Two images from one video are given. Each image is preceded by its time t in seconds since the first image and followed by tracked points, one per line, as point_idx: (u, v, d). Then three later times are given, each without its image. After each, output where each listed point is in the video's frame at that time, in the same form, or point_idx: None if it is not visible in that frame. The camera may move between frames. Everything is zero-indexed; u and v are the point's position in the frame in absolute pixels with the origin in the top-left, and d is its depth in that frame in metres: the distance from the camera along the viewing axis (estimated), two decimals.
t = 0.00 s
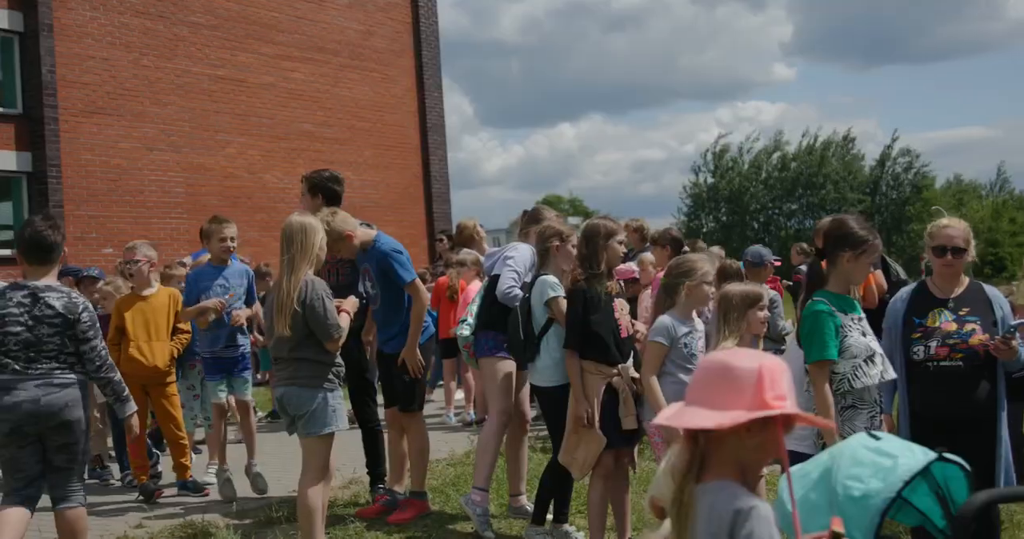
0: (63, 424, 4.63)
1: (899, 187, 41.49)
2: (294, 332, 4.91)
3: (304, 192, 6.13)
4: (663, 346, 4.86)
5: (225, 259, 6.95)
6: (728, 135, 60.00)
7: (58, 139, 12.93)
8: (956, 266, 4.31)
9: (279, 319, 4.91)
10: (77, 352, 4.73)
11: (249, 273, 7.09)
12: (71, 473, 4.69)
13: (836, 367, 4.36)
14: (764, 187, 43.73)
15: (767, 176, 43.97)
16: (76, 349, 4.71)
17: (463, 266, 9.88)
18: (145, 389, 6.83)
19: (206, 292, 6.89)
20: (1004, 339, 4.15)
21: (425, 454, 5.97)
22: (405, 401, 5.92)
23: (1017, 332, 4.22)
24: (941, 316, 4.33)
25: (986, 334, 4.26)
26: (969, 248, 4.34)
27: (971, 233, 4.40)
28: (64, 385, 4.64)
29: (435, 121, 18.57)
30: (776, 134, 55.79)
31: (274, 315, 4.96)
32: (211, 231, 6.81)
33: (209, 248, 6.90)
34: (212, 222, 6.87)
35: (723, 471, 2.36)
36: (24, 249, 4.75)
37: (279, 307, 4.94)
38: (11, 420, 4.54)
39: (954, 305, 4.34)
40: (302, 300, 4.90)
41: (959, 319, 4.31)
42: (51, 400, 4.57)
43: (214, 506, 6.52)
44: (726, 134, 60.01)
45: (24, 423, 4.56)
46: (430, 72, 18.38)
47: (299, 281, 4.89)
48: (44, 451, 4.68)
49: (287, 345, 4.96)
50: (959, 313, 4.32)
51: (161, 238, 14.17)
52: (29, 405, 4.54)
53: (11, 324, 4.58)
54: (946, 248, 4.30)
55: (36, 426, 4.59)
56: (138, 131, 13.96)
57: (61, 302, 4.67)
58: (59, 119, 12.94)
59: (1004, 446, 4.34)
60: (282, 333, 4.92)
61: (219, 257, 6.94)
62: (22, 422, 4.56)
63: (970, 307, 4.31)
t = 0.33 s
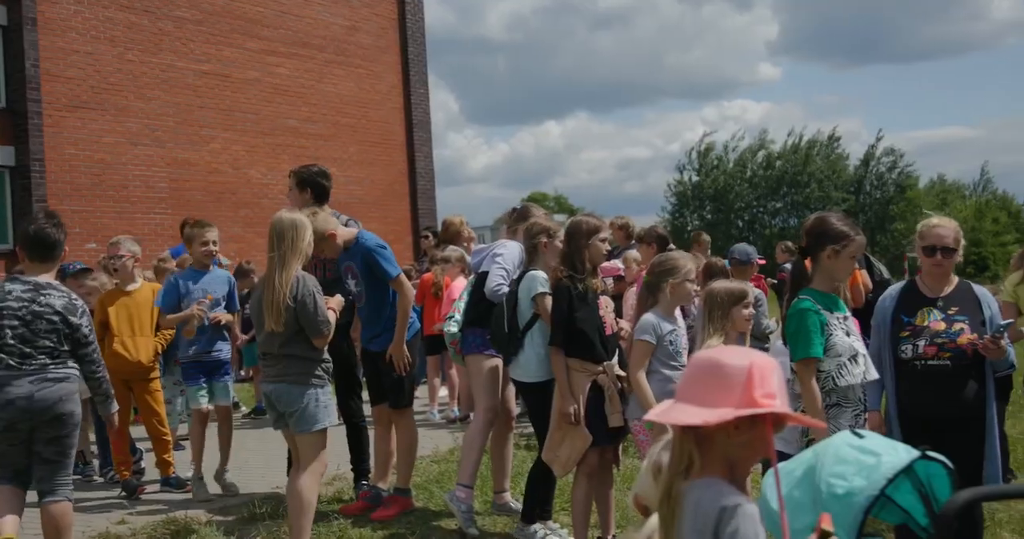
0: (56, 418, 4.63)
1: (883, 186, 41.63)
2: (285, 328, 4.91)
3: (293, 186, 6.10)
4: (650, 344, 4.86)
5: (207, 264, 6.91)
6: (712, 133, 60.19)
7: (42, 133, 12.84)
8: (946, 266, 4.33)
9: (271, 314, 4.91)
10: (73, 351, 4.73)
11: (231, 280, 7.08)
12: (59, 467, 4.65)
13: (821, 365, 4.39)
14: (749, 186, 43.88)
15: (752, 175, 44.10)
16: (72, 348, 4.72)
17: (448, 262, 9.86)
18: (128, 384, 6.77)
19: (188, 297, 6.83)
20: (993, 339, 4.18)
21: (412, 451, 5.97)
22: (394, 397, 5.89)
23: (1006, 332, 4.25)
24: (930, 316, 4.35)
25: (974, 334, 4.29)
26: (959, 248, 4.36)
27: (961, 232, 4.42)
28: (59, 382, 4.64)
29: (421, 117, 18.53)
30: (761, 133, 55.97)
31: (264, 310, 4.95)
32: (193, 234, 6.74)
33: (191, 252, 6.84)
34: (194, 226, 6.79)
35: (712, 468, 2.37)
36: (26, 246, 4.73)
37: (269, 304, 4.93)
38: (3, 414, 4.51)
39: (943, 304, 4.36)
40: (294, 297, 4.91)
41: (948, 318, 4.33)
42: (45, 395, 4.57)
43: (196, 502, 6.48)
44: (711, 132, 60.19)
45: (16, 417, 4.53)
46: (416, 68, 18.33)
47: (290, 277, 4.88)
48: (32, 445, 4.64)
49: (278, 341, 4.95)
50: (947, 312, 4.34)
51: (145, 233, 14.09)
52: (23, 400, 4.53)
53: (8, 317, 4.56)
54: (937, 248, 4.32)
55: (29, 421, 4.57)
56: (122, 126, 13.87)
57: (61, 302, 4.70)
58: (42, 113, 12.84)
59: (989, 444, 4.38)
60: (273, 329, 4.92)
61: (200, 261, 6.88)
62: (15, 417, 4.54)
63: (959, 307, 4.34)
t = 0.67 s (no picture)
0: (32, 414, 4.58)
1: (854, 182, 41.97)
2: (262, 324, 4.87)
3: (266, 181, 6.05)
4: (623, 339, 4.87)
5: (174, 270, 6.86)
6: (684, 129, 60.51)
7: (11, 129, 12.64)
8: (922, 262, 4.37)
9: (246, 310, 4.86)
10: (49, 346, 4.71)
11: (199, 284, 7.04)
12: (32, 463, 4.60)
13: (795, 359, 4.41)
14: (721, 181, 44.15)
15: (724, 170, 44.30)
16: (49, 343, 4.70)
17: (420, 258, 9.81)
18: (98, 382, 6.70)
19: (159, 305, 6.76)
20: (968, 334, 4.22)
21: (385, 448, 5.94)
22: (369, 393, 5.84)
23: (979, 327, 4.30)
24: (905, 310, 4.39)
25: (949, 328, 4.33)
26: (935, 243, 4.39)
27: (937, 227, 4.45)
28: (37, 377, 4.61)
29: (393, 112, 18.47)
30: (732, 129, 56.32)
31: (240, 306, 4.91)
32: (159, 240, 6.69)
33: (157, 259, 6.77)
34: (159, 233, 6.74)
35: (689, 462, 2.38)
36: (4, 241, 4.68)
37: (245, 300, 4.88)
38: None
39: (919, 298, 4.40)
40: (272, 293, 4.87)
41: (923, 313, 4.37)
42: (22, 390, 4.53)
43: (167, 501, 6.41)
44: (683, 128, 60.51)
45: None
46: (389, 64, 18.26)
47: (267, 273, 4.85)
48: (4, 441, 4.60)
49: (255, 336, 4.91)
50: (922, 307, 4.38)
51: (116, 229, 13.92)
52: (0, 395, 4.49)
53: None
54: (913, 244, 4.35)
55: (5, 417, 4.53)
56: (92, 121, 13.71)
57: (41, 297, 4.66)
58: (11, 109, 12.64)
59: (961, 439, 4.43)
60: (250, 324, 4.87)
61: (166, 266, 6.83)
62: None
63: (934, 302, 4.38)
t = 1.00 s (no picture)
0: (11, 411, 4.52)
1: (829, 178, 41.87)
2: (242, 319, 4.83)
3: (243, 177, 5.98)
4: (598, 335, 4.86)
5: (142, 252, 6.84)
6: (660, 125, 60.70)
7: None
8: (900, 258, 4.39)
9: (225, 305, 4.82)
10: (27, 343, 4.66)
11: (169, 265, 6.97)
12: (9, 461, 4.54)
13: (772, 354, 4.42)
14: (696, 177, 44.33)
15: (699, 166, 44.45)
16: (28, 340, 4.65)
17: (396, 254, 9.78)
18: (72, 379, 6.62)
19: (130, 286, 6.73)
20: (946, 330, 4.25)
21: (360, 445, 5.90)
22: (343, 389, 5.83)
23: (956, 324, 4.34)
24: (883, 306, 4.41)
25: (926, 325, 4.37)
26: (913, 239, 4.42)
27: (914, 224, 4.48)
28: (15, 375, 4.56)
29: (369, 108, 18.38)
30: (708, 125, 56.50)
31: (218, 302, 4.85)
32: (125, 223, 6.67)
33: (124, 241, 6.75)
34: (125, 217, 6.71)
35: (671, 457, 2.37)
36: None
37: (223, 295, 4.84)
38: None
39: (896, 294, 4.43)
40: (252, 287, 4.84)
41: (900, 309, 4.40)
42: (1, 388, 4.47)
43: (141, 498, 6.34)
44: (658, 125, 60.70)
45: None
46: (363, 60, 18.16)
47: (246, 268, 4.81)
48: None
49: (235, 331, 4.86)
50: (900, 303, 4.41)
51: (90, 225, 13.78)
52: None
53: None
54: (891, 241, 4.38)
55: None
56: (64, 116, 13.55)
57: (19, 294, 4.60)
58: None
59: (936, 434, 4.48)
60: (229, 319, 4.82)
61: (135, 250, 6.80)
62: None
63: (911, 298, 4.41)
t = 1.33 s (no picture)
0: None
1: (804, 166, 42.30)
2: (225, 310, 4.80)
3: (219, 169, 5.93)
4: (575, 321, 4.84)
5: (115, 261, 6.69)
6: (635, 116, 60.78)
7: None
8: (878, 246, 4.43)
9: (208, 295, 4.78)
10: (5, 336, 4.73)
11: (143, 274, 6.85)
12: None
13: (749, 342, 4.43)
14: (672, 166, 44.47)
15: (675, 155, 44.57)
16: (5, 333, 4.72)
17: (372, 245, 9.74)
18: (46, 372, 6.55)
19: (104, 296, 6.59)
20: (923, 317, 4.28)
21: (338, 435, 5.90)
22: (322, 379, 5.81)
23: (933, 311, 4.38)
24: (862, 293, 4.44)
25: (904, 312, 4.41)
26: (891, 227, 4.45)
27: (894, 212, 4.50)
28: None
29: (344, 99, 18.27)
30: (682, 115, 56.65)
31: (200, 292, 4.81)
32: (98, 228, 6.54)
33: (97, 247, 6.62)
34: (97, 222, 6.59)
35: (659, 444, 2.38)
36: None
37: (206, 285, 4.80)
38: None
39: (875, 281, 4.46)
40: (234, 277, 4.80)
41: (879, 296, 4.43)
42: None
43: (118, 492, 6.28)
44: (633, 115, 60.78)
45: None
46: (338, 51, 18.04)
47: (229, 258, 4.77)
48: None
49: (218, 321, 4.84)
50: (879, 290, 4.44)
51: (63, 218, 13.64)
52: None
53: None
54: (870, 229, 4.41)
55: None
56: (36, 108, 13.40)
57: None
58: None
59: (913, 419, 4.52)
60: (213, 309, 4.79)
61: (109, 258, 6.65)
62: None
63: (890, 285, 4.44)
